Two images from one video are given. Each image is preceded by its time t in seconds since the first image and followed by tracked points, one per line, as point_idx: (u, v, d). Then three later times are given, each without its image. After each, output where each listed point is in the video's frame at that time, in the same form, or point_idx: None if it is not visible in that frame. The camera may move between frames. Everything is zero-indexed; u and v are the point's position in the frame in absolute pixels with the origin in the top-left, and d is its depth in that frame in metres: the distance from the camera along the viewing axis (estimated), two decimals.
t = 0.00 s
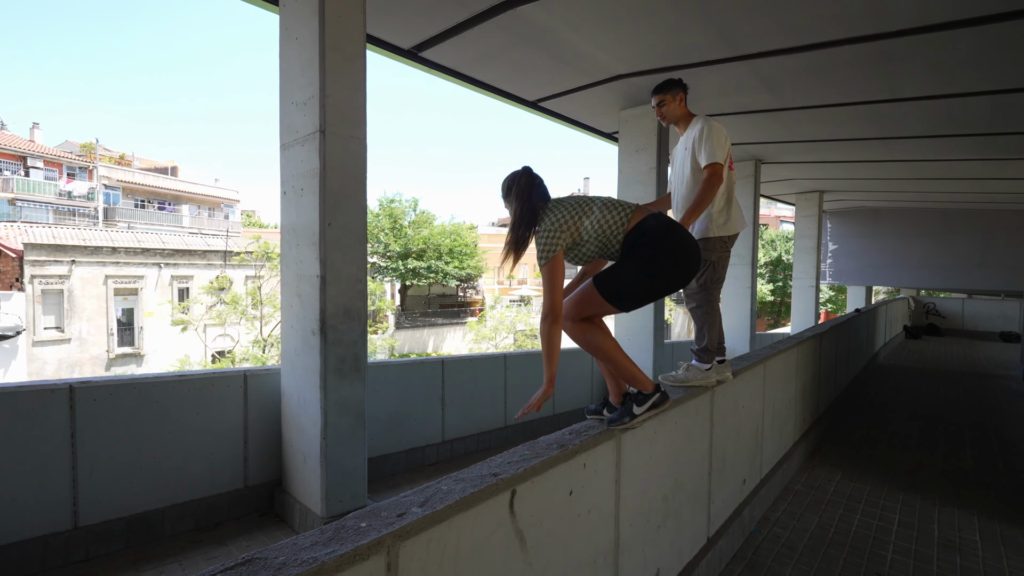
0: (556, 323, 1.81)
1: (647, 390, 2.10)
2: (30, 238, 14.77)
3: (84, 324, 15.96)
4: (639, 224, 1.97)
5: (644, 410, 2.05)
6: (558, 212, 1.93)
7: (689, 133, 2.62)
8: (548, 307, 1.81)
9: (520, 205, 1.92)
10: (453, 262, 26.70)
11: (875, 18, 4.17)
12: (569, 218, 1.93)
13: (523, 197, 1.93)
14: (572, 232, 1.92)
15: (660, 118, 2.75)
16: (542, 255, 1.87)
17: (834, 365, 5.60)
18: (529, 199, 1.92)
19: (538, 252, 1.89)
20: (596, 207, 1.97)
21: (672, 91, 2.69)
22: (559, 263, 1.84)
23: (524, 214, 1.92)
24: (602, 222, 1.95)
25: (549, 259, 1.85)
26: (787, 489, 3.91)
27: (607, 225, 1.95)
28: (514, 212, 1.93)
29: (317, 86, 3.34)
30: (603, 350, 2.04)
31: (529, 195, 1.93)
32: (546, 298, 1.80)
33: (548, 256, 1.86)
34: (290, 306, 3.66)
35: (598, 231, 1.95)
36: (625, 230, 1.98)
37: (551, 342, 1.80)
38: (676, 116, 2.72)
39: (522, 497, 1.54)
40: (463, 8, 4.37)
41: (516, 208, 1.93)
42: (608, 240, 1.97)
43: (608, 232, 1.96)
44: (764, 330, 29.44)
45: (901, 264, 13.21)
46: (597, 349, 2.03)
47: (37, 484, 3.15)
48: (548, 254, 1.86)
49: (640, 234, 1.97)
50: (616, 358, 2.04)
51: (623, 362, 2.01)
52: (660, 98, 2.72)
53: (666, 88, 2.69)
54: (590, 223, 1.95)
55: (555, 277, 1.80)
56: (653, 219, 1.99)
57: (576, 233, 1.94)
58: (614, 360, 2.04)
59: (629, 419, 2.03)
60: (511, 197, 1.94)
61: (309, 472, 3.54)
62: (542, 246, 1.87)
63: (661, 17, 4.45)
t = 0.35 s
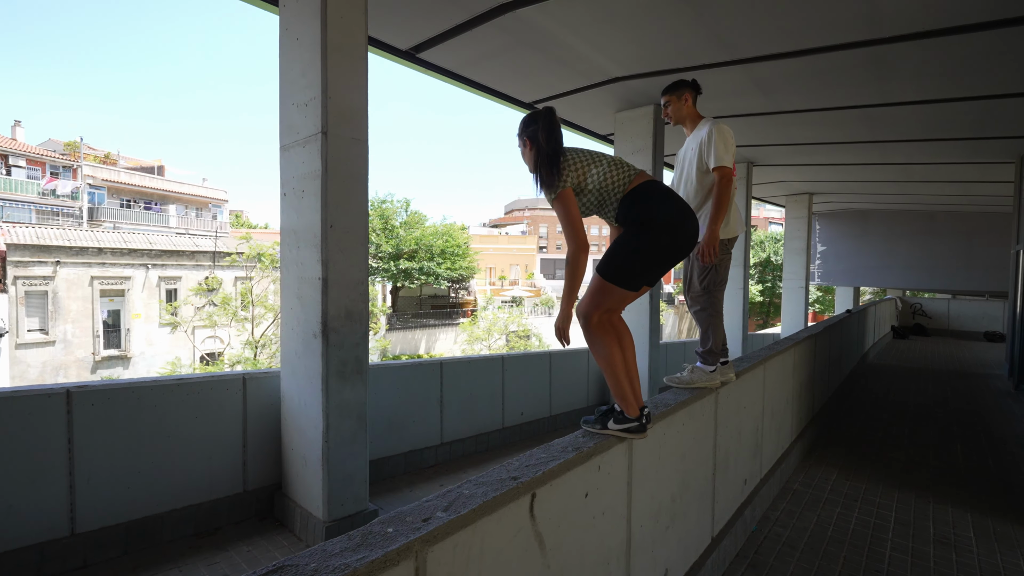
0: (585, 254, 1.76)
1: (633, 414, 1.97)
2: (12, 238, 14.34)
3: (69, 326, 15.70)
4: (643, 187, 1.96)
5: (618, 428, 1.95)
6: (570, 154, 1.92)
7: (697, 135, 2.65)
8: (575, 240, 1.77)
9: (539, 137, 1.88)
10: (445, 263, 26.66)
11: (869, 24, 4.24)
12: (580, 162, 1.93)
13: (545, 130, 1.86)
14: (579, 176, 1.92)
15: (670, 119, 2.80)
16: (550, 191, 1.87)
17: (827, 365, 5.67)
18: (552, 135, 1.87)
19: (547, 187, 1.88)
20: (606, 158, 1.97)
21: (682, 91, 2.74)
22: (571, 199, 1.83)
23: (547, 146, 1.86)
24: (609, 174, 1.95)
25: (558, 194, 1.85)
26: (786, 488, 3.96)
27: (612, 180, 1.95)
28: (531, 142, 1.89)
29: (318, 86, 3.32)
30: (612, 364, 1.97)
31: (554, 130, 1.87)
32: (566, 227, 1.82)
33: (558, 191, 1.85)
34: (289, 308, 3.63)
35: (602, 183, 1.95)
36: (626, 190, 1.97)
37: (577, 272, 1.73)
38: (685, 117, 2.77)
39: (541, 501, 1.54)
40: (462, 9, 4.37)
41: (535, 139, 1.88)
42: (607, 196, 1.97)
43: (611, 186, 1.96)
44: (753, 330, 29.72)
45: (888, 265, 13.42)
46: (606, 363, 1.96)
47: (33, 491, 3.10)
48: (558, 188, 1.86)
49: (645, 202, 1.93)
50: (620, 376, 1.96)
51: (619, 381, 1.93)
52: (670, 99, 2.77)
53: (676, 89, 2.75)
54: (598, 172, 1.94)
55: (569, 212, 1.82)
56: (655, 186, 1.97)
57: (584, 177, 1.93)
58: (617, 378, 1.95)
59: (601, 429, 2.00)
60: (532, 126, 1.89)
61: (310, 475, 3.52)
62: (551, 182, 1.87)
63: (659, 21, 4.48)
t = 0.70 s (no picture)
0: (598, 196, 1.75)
1: (644, 415, 1.97)
2: None
3: (53, 331, 15.40)
4: (649, 165, 1.94)
5: (632, 429, 1.96)
6: (589, 110, 1.94)
7: (704, 135, 2.68)
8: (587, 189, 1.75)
9: (560, 87, 1.92)
10: (436, 265, 26.64)
11: (860, 28, 4.31)
12: (597, 120, 1.94)
13: (569, 80, 1.91)
14: (592, 132, 1.92)
15: (681, 117, 2.83)
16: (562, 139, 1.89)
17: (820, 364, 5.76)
18: (575, 87, 1.92)
19: (560, 134, 1.90)
20: (621, 126, 1.99)
21: (694, 90, 2.78)
22: (585, 149, 1.83)
23: (566, 95, 1.91)
24: (619, 140, 1.96)
25: (569, 143, 1.87)
26: (784, 486, 4.01)
27: (621, 147, 1.96)
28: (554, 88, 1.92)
29: (318, 89, 3.30)
30: (630, 362, 1.98)
31: (578, 83, 1.93)
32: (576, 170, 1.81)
33: (570, 139, 1.87)
34: (289, 312, 3.61)
35: (610, 147, 1.96)
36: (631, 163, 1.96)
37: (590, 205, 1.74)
38: (695, 117, 2.81)
39: (562, 503, 1.55)
40: (459, 12, 4.37)
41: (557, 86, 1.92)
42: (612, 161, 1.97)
43: (618, 154, 1.97)
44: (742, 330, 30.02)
45: (874, 265, 13.64)
46: (623, 360, 1.98)
47: (28, 502, 3.03)
48: (569, 137, 1.87)
49: (647, 189, 1.91)
50: (636, 375, 1.98)
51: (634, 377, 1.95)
52: (683, 95, 2.79)
53: (689, 87, 2.79)
54: (610, 135, 1.95)
55: (580, 159, 1.81)
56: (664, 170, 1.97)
57: (595, 136, 1.93)
58: (633, 375, 1.98)
59: (615, 430, 2.01)
60: (557, 75, 1.93)
61: (312, 481, 3.49)
62: (564, 130, 1.89)
63: (655, 24, 4.51)
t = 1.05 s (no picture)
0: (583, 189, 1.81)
1: (647, 415, 2.00)
2: None
3: (33, 338, 15.08)
4: (644, 168, 1.98)
5: (633, 428, 1.99)
6: (608, 94, 1.95)
7: (697, 139, 2.73)
8: (575, 176, 1.79)
9: (588, 60, 1.92)
10: (425, 268, 26.60)
11: (845, 33, 4.41)
12: (610, 108, 1.94)
13: (597, 56, 1.91)
14: (603, 117, 1.93)
15: (677, 119, 2.88)
16: (573, 115, 1.91)
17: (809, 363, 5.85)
18: (601, 65, 1.92)
19: (571, 110, 1.92)
20: (632, 121, 2.00)
21: (691, 94, 2.85)
22: (591, 135, 1.86)
23: (591, 71, 1.92)
24: (624, 136, 1.97)
25: (576, 123, 1.90)
26: (776, 483, 4.07)
27: (623, 144, 1.98)
28: (582, 58, 1.93)
29: (313, 92, 3.30)
30: (631, 361, 2.01)
31: (606, 62, 1.93)
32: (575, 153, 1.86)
33: (579, 119, 1.90)
34: (284, 316, 3.59)
35: (614, 139, 1.97)
36: (629, 160, 1.99)
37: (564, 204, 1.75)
38: (690, 120, 2.87)
39: (569, 501, 1.58)
40: (452, 16, 4.40)
41: (586, 57, 1.92)
42: (613, 151, 1.99)
43: (619, 149, 1.98)
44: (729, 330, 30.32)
45: (858, 264, 13.88)
46: (625, 360, 2.00)
47: (21, 511, 2.99)
48: (578, 117, 1.90)
49: (639, 190, 1.95)
50: (638, 375, 2.00)
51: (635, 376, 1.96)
52: (679, 98, 2.85)
53: (685, 91, 2.85)
54: (617, 128, 1.96)
55: (582, 143, 1.85)
56: (658, 174, 2.02)
57: (603, 123, 1.94)
58: (635, 374, 2.00)
59: (616, 429, 2.03)
60: (589, 44, 1.93)
61: (308, 486, 3.47)
62: (577, 108, 1.91)
63: (646, 28, 4.57)
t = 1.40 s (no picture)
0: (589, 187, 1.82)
1: (633, 404, 2.06)
2: None
3: (12, 345, 14.70)
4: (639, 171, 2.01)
5: (622, 419, 2.04)
6: (615, 94, 1.98)
7: (688, 141, 2.76)
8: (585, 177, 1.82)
9: (597, 57, 1.94)
10: (413, 270, 26.52)
11: (830, 39, 4.49)
12: (614, 106, 1.97)
13: (607, 55, 1.94)
14: (608, 115, 1.95)
15: (667, 122, 2.92)
16: (581, 108, 1.91)
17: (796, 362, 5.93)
18: (610, 64, 1.95)
19: (580, 103, 1.92)
20: (633, 124, 2.03)
21: (680, 98, 2.88)
22: (599, 129, 1.87)
23: (602, 67, 1.93)
24: (625, 137, 2.00)
25: (584, 115, 1.90)
26: (766, 480, 4.13)
27: (622, 144, 2.00)
28: (592, 56, 1.95)
29: (304, 93, 3.28)
30: (614, 354, 2.03)
31: (614, 62, 1.95)
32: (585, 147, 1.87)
33: (587, 113, 1.90)
34: (274, 319, 3.57)
35: (614, 138, 1.99)
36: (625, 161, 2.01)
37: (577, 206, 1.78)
38: (679, 123, 2.91)
39: (566, 500, 1.59)
40: (442, 18, 4.41)
41: (595, 56, 1.94)
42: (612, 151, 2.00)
43: (619, 149, 2.00)
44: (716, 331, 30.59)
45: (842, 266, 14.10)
46: (608, 353, 2.02)
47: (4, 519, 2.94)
48: (587, 111, 1.90)
49: (633, 190, 1.97)
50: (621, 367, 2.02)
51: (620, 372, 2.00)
52: (669, 101, 2.89)
53: (674, 94, 2.89)
54: (620, 128, 1.99)
55: (592, 137, 1.86)
56: (649, 178, 2.04)
57: (607, 121, 1.96)
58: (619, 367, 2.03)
59: (606, 423, 2.08)
60: (599, 43, 1.95)
61: (300, 490, 3.45)
62: (585, 102, 1.91)
63: (635, 32, 4.61)
